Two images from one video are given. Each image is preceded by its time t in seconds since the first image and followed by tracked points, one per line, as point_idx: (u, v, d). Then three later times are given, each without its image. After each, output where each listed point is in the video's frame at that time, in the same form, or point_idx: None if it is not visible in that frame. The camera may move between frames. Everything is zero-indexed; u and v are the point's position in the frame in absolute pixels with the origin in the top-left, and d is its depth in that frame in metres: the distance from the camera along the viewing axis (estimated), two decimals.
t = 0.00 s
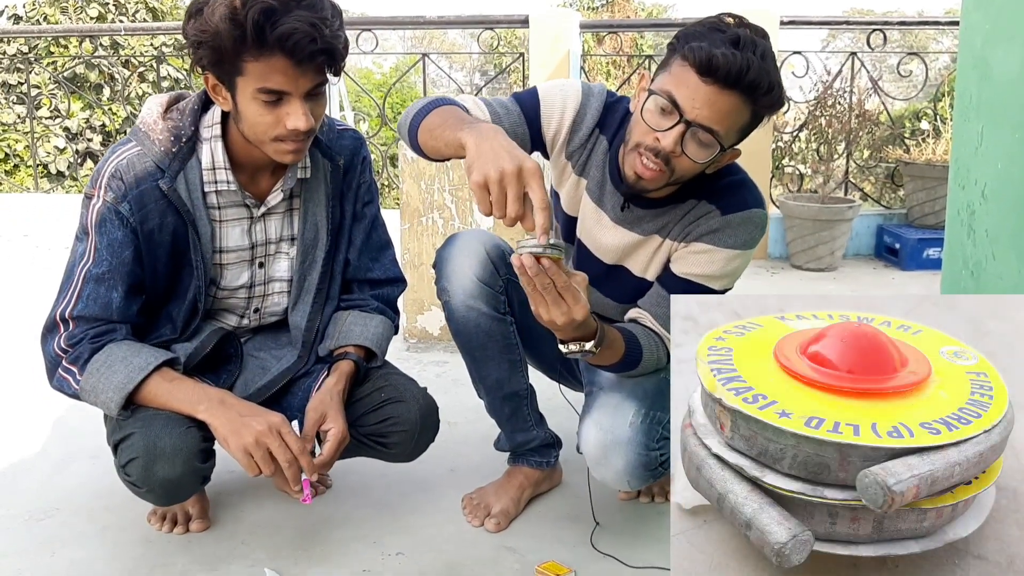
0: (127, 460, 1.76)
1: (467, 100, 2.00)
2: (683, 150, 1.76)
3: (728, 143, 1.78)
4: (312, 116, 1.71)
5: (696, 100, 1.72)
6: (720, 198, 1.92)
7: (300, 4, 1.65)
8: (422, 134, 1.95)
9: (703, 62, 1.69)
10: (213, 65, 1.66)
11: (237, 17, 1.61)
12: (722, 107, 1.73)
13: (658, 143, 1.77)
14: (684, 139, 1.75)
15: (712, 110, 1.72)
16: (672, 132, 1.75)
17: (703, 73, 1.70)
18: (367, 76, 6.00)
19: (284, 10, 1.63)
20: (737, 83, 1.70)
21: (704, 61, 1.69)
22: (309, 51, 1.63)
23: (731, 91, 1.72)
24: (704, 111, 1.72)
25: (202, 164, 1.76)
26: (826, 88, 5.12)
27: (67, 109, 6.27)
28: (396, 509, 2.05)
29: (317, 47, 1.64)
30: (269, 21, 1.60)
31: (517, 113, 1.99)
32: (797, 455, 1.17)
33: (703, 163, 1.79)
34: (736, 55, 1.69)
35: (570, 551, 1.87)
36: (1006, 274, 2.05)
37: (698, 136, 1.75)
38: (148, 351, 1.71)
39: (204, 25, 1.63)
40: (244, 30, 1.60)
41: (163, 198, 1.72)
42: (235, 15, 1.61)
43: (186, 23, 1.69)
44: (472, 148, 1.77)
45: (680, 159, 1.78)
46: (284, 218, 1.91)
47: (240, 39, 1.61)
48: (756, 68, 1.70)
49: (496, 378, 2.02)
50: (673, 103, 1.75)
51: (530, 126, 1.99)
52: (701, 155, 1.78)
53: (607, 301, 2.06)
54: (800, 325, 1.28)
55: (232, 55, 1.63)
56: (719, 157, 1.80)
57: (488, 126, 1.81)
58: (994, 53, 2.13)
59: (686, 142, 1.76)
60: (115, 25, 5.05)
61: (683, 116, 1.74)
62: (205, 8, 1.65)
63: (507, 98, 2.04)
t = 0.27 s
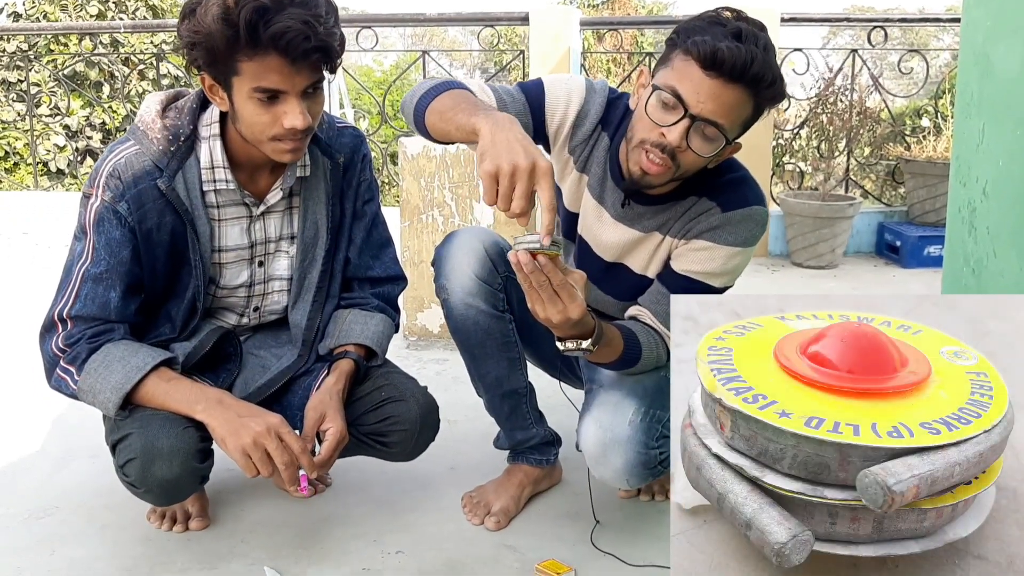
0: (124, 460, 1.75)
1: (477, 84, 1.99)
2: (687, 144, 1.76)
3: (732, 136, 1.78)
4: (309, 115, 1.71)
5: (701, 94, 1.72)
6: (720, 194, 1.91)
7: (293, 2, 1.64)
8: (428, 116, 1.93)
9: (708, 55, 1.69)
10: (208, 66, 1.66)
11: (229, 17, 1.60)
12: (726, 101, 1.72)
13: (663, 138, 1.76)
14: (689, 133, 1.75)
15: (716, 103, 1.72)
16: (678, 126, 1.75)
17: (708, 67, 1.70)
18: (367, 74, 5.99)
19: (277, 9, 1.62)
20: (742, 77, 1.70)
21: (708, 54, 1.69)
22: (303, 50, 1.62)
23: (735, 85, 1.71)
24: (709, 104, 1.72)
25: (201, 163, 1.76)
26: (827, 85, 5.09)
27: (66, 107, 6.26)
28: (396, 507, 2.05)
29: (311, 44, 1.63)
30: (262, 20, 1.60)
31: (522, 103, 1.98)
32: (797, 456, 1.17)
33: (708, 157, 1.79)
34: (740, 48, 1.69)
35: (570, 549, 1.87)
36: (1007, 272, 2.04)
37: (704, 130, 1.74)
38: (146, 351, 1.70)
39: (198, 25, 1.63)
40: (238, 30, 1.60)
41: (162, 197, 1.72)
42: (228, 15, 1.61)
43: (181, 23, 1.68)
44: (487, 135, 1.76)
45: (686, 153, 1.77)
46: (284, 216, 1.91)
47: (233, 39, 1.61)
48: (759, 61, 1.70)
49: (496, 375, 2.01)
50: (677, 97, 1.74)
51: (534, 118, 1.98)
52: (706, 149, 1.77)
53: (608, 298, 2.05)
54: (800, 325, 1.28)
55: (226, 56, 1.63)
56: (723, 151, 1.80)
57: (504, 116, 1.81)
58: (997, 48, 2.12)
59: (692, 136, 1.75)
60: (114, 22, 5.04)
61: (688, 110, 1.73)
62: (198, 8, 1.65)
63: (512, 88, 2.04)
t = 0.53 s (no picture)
0: (122, 461, 1.75)
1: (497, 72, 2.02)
2: (681, 147, 1.75)
3: (725, 137, 1.77)
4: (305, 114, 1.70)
5: (693, 96, 1.71)
6: (719, 194, 1.91)
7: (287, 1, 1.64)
8: (468, 93, 1.93)
9: (697, 57, 1.68)
10: (204, 66, 1.66)
11: (225, 16, 1.60)
12: (718, 102, 1.72)
13: (656, 142, 1.75)
14: (683, 135, 1.73)
15: (707, 104, 1.71)
16: (670, 130, 1.73)
17: (697, 68, 1.69)
18: (367, 74, 5.99)
19: (273, 8, 1.61)
20: (732, 77, 1.70)
21: (697, 57, 1.69)
22: (298, 49, 1.62)
23: (726, 85, 1.71)
24: (701, 105, 1.71)
25: (199, 163, 1.75)
26: (828, 84, 5.09)
27: (67, 108, 6.26)
28: (395, 507, 2.04)
29: (307, 44, 1.62)
30: (257, 20, 1.59)
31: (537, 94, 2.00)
32: (797, 455, 1.17)
33: (701, 160, 1.78)
34: (729, 49, 1.69)
35: (571, 550, 1.86)
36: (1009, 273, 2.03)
37: (697, 132, 1.73)
38: (144, 352, 1.70)
39: (193, 24, 1.63)
40: (234, 29, 1.60)
41: (159, 197, 1.71)
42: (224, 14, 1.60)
43: (176, 22, 1.68)
44: (558, 99, 1.76)
45: (681, 156, 1.76)
46: (282, 216, 1.90)
47: (229, 39, 1.60)
48: (750, 61, 1.70)
49: (496, 376, 2.01)
50: (668, 100, 1.72)
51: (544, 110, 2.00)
52: (700, 151, 1.76)
53: (607, 298, 2.06)
54: (800, 325, 1.28)
55: (221, 56, 1.63)
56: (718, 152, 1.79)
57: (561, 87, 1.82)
58: (999, 46, 2.10)
59: (685, 139, 1.74)
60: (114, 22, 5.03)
61: (680, 113, 1.73)
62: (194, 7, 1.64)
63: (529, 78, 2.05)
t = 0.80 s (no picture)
0: (121, 463, 1.75)
1: (485, 60, 1.99)
2: (690, 152, 1.75)
3: (734, 145, 1.78)
4: (303, 114, 1.70)
5: (704, 102, 1.71)
6: (724, 198, 1.91)
7: None
8: (445, 87, 1.91)
9: (711, 62, 1.68)
10: (200, 66, 1.66)
11: (220, 15, 1.60)
12: (730, 109, 1.72)
13: (665, 147, 1.76)
14: (691, 141, 1.74)
15: (718, 111, 1.72)
16: (679, 134, 1.74)
17: (710, 75, 1.69)
18: (367, 74, 5.98)
19: (267, 7, 1.61)
20: (745, 84, 1.70)
21: (712, 62, 1.68)
22: (294, 47, 1.61)
23: (739, 92, 1.71)
24: (712, 112, 1.72)
25: (197, 162, 1.75)
26: (829, 84, 5.08)
27: (67, 108, 6.26)
28: (396, 508, 2.04)
29: (303, 42, 1.62)
30: (252, 19, 1.59)
31: (528, 88, 1.99)
32: (797, 455, 1.16)
33: (710, 164, 1.79)
34: (744, 56, 1.68)
35: (572, 551, 1.86)
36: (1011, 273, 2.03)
37: (706, 138, 1.74)
38: (143, 353, 1.69)
39: (188, 24, 1.63)
40: (229, 29, 1.59)
41: (158, 197, 1.71)
42: (217, 14, 1.60)
43: (172, 22, 1.67)
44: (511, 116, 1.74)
45: (688, 161, 1.77)
46: (282, 216, 1.90)
47: (224, 38, 1.60)
48: (763, 70, 1.69)
49: (498, 377, 2.01)
50: (680, 104, 1.73)
51: (537, 106, 1.99)
52: (708, 157, 1.77)
53: (609, 300, 2.05)
54: (800, 325, 1.27)
55: (217, 56, 1.63)
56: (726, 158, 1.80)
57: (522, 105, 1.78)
58: (1001, 45, 2.10)
59: (694, 144, 1.75)
60: (114, 23, 5.03)
61: (690, 118, 1.73)
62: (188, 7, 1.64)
63: (519, 70, 2.02)
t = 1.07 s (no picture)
0: (119, 466, 1.74)
1: (484, 61, 1.99)
2: (690, 158, 1.75)
3: (734, 150, 1.77)
4: (300, 115, 1.69)
5: (702, 108, 1.70)
6: (728, 199, 1.90)
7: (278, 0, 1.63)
8: (442, 86, 1.91)
9: (709, 69, 1.67)
10: (196, 67, 1.65)
11: (215, 16, 1.59)
12: (728, 116, 1.71)
13: (663, 153, 1.75)
14: (689, 148, 1.74)
15: (716, 117, 1.71)
16: (677, 142, 1.73)
17: (707, 81, 1.68)
18: (367, 75, 5.97)
19: (262, 7, 1.60)
20: (743, 90, 1.68)
21: (708, 69, 1.67)
22: (290, 48, 1.60)
23: (737, 98, 1.70)
24: (710, 118, 1.71)
25: (195, 164, 1.75)
26: (829, 84, 5.08)
27: (67, 109, 6.25)
28: (396, 510, 2.03)
29: (298, 43, 1.61)
30: (247, 20, 1.58)
31: (529, 90, 1.99)
32: (797, 455, 1.16)
33: (710, 169, 1.78)
34: (742, 62, 1.67)
35: (572, 554, 1.85)
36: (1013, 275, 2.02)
37: (705, 144, 1.73)
38: (141, 356, 1.68)
39: (183, 25, 1.62)
40: (223, 30, 1.58)
41: (155, 199, 1.70)
42: (211, 14, 1.59)
43: (167, 23, 1.67)
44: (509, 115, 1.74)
45: (687, 167, 1.77)
46: (281, 217, 1.90)
47: (218, 40, 1.59)
48: (762, 75, 1.68)
49: (499, 378, 2.00)
50: (678, 111, 1.73)
51: (538, 108, 1.98)
52: (708, 163, 1.77)
53: (612, 301, 2.05)
54: (800, 326, 1.26)
55: (213, 58, 1.62)
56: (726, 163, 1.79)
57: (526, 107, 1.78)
58: (1003, 45, 2.09)
59: (693, 150, 1.74)
60: (114, 23, 5.01)
61: (689, 125, 1.72)
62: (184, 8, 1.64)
63: (518, 71, 2.01)
